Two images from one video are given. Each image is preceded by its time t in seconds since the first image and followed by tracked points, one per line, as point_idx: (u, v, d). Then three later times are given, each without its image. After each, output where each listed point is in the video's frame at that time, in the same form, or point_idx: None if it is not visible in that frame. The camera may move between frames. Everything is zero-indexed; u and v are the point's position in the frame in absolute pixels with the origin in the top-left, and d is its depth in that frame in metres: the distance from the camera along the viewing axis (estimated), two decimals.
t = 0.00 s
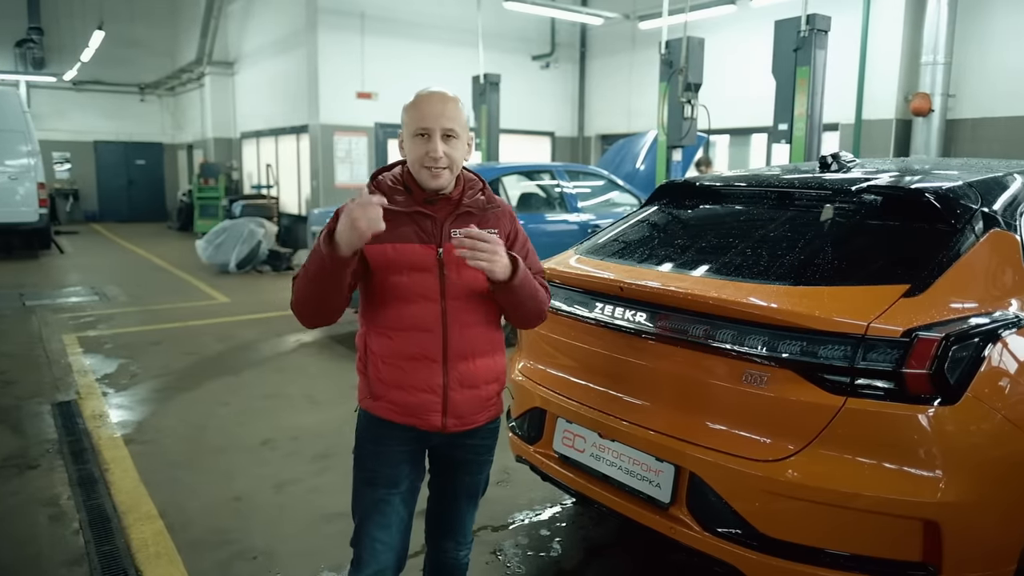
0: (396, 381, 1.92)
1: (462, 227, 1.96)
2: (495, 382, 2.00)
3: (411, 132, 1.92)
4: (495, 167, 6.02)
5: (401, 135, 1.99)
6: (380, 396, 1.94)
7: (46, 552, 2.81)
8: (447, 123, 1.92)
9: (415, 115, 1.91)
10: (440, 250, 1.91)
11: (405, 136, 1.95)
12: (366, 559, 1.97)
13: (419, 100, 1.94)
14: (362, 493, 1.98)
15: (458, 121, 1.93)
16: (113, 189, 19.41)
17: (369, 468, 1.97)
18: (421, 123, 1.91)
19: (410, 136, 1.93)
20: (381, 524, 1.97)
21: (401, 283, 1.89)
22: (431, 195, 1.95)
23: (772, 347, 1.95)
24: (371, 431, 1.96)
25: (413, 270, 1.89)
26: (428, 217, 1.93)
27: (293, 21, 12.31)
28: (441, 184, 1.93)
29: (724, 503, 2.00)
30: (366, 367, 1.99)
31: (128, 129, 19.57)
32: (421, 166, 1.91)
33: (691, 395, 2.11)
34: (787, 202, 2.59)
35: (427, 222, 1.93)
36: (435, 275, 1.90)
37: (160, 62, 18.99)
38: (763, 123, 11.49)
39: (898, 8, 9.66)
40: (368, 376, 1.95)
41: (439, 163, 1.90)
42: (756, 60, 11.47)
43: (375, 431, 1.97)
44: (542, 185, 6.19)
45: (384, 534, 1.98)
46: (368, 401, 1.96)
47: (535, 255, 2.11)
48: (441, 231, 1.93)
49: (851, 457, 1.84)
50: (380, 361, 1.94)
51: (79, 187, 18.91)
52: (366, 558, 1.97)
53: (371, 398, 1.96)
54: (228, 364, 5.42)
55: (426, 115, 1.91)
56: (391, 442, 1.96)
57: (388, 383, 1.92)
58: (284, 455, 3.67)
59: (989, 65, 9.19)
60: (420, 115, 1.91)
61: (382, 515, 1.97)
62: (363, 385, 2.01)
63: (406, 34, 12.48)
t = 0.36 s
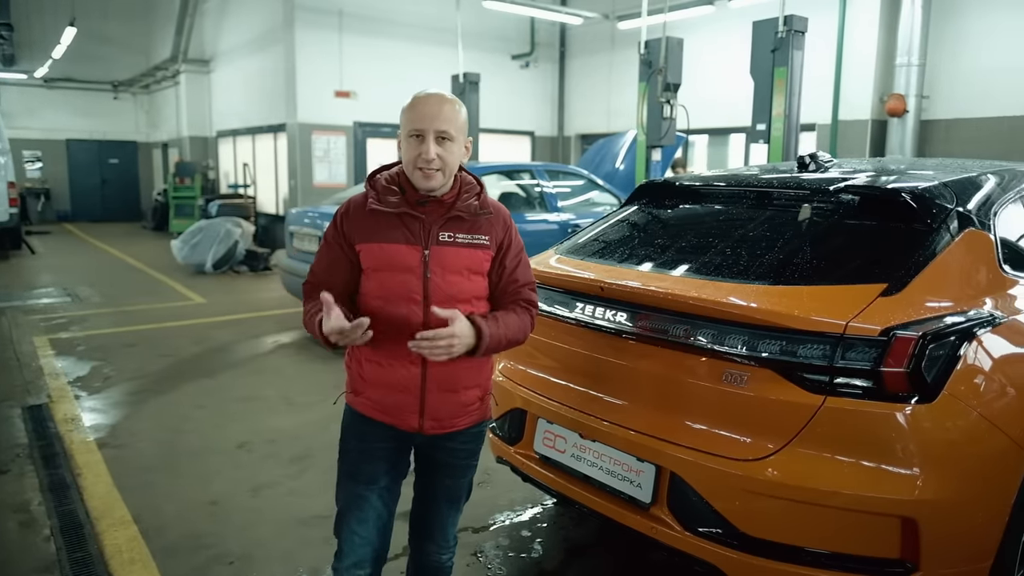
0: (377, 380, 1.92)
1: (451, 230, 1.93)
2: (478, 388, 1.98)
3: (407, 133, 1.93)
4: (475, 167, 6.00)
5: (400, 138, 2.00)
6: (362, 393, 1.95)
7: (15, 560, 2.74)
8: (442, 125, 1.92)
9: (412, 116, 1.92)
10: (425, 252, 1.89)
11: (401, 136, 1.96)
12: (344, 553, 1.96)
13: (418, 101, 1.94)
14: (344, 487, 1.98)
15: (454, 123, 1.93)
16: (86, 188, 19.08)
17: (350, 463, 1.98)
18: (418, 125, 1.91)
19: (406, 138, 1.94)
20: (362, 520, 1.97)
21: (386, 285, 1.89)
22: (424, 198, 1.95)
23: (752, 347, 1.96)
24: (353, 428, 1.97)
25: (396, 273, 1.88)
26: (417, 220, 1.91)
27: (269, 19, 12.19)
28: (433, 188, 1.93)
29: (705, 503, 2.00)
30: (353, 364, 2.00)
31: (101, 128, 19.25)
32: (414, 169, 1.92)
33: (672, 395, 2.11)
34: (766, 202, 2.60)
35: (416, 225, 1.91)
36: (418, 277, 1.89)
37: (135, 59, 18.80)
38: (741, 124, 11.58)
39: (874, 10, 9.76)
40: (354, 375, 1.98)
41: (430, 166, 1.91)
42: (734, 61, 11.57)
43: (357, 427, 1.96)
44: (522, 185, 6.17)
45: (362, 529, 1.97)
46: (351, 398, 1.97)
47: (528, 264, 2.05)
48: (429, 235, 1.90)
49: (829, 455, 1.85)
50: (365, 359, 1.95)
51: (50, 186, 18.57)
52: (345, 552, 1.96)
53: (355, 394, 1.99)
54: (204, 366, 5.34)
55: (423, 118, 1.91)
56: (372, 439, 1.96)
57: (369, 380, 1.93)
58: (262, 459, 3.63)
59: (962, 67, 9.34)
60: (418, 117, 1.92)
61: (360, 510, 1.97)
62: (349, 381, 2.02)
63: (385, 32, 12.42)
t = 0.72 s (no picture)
0: (362, 383, 1.90)
1: (436, 232, 1.90)
2: (465, 390, 1.96)
3: (389, 132, 1.90)
4: (459, 167, 5.97)
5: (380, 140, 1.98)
6: (346, 396, 1.93)
7: None
8: (422, 125, 1.89)
9: (392, 117, 1.90)
10: (409, 253, 1.87)
11: (382, 138, 1.93)
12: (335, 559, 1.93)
13: (397, 102, 1.92)
14: (333, 492, 1.95)
15: (436, 123, 1.90)
16: (63, 187, 18.77)
17: (339, 468, 1.95)
18: (397, 126, 1.89)
19: (387, 140, 1.91)
20: (352, 525, 1.94)
21: (369, 285, 1.86)
22: (407, 198, 1.92)
23: (743, 348, 1.95)
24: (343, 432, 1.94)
25: (379, 273, 1.86)
26: (401, 220, 1.89)
27: (250, 17, 12.07)
28: (416, 189, 1.91)
29: (696, 505, 2.00)
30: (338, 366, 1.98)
31: (78, 126, 18.96)
32: (395, 171, 1.89)
33: (662, 395, 2.10)
34: (754, 202, 2.60)
35: (400, 225, 1.89)
36: (402, 278, 1.86)
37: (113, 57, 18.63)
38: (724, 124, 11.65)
39: (855, 11, 9.86)
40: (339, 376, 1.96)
41: (413, 168, 1.88)
42: (717, 61, 11.62)
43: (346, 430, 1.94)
44: (507, 185, 6.15)
45: (353, 533, 1.94)
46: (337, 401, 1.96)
47: (517, 266, 2.03)
48: (412, 235, 1.88)
49: (819, 455, 1.85)
50: (349, 360, 1.93)
51: (26, 186, 18.25)
52: (337, 557, 1.93)
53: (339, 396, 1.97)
54: (186, 369, 5.27)
55: (404, 119, 1.89)
56: (358, 442, 1.93)
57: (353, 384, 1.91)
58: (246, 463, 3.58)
59: (941, 68, 9.45)
60: (398, 119, 1.89)
61: (353, 515, 1.94)
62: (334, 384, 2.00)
63: (368, 31, 12.35)
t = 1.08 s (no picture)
0: (351, 391, 1.84)
1: (421, 229, 1.88)
2: (457, 393, 1.93)
3: (370, 127, 1.87)
4: (453, 167, 5.94)
5: (359, 138, 1.93)
6: (334, 406, 1.86)
7: None
8: (406, 117, 1.86)
9: (373, 110, 1.86)
10: (396, 252, 1.83)
11: (363, 135, 1.89)
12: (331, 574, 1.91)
13: (377, 96, 1.89)
14: (324, 506, 1.92)
15: (418, 115, 1.88)
16: (51, 187, 18.60)
17: (328, 481, 1.91)
18: (381, 120, 1.86)
19: (369, 134, 1.87)
20: (345, 539, 1.91)
21: (357, 288, 1.81)
22: (389, 195, 1.89)
23: (748, 348, 1.93)
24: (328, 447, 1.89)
25: (368, 274, 1.81)
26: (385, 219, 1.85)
27: (241, 16, 11.99)
28: (403, 184, 1.87)
29: (701, 508, 1.97)
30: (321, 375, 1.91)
31: (66, 126, 18.78)
32: (381, 166, 1.85)
33: (664, 396, 2.08)
34: (754, 201, 2.58)
35: (385, 224, 1.85)
36: (391, 278, 1.82)
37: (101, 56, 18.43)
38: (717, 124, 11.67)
39: (847, 11, 9.88)
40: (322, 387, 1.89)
41: (400, 160, 1.84)
42: (710, 60, 11.63)
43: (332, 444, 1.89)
44: (500, 185, 6.13)
45: (349, 546, 1.92)
46: (323, 412, 1.89)
47: (502, 262, 2.04)
48: (399, 234, 1.85)
49: (822, 456, 1.83)
50: (334, 368, 1.86)
51: (14, 186, 18.06)
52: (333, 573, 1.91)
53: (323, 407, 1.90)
54: (178, 370, 5.21)
55: (387, 112, 1.86)
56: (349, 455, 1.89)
57: (342, 393, 1.85)
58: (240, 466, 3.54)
59: (933, 68, 9.49)
60: (381, 112, 1.86)
61: (346, 528, 1.91)
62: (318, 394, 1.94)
63: (360, 30, 12.30)
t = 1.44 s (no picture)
0: (335, 398, 1.81)
1: (402, 228, 1.85)
2: (446, 396, 1.91)
3: (346, 124, 1.81)
4: (448, 165, 5.92)
5: (333, 131, 1.87)
6: (319, 414, 1.82)
7: None
8: (383, 114, 1.81)
9: (349, 105, 1.80)
10: (377, 253, 1.80)
11: (338, 130, 1.83)
12: None
13: (353, 89, 1.82)
14: (313, 515, 1.87)
15: (394, 110, 1.83)
16: (43, 187, 18.47)
17: (317, 490, 1.86)
18: (358, 117, 1.80)
19: (345, 131, 1.81)
20: (337, 547, 1.87)
21: (336, 294, 1.78)
22: (365, 195, 1.85)
23: (757, 348, 1.90)
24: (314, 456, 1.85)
25: (347, 278, 1.78)
26: (361, 219, 1.82)
27: (234, 14, 11.92)
28: (381, 183, 1.83)
29: (710, 510, 1.94)
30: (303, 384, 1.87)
31: (58, 125, 18.65)
32: (359, 165, 1.80)
33: (670, 397, 2.05)
34: (759, 199, 2.56)
35: (362, 224, 1.82)
36: (372, 281, 1.79)
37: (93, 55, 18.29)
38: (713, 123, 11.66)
39: (843, 9, 9.89)
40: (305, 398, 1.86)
41: (379, 161, 1.80)
42: (706, 58, 11.63)
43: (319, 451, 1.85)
44: (497, 184, 6.11)
45: (341, 553, 1.87)
46: (307, 421, 1.85)
47: (485, 259, 2.05)
48: (377, 234, 1.82)
49: (832, 457, 1.80)
50: (316, 377, 1.83)
51: (5, 186, 17.92)
52: None
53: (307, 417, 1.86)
54: (173, 371, 5.16)
55: (365, 108, 1.80)
56: (340, 465, 1.84)
57: (325, 401, 1.81)
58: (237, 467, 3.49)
59: (929, 66, 9.51)
60: (358, 109, 1.80)
61: (338, 536, 1.86)
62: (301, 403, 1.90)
63: (355, 29, 12.25)
